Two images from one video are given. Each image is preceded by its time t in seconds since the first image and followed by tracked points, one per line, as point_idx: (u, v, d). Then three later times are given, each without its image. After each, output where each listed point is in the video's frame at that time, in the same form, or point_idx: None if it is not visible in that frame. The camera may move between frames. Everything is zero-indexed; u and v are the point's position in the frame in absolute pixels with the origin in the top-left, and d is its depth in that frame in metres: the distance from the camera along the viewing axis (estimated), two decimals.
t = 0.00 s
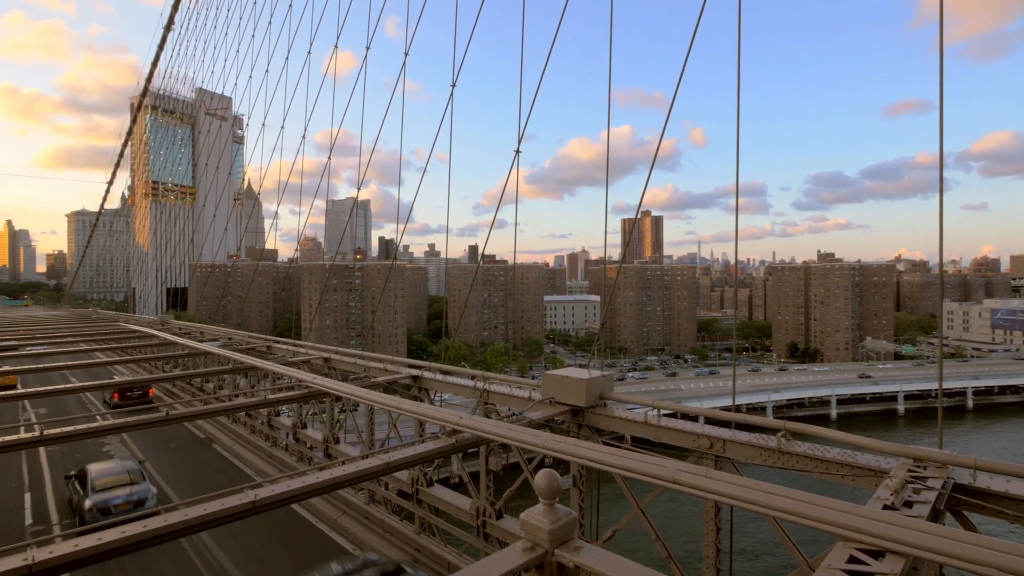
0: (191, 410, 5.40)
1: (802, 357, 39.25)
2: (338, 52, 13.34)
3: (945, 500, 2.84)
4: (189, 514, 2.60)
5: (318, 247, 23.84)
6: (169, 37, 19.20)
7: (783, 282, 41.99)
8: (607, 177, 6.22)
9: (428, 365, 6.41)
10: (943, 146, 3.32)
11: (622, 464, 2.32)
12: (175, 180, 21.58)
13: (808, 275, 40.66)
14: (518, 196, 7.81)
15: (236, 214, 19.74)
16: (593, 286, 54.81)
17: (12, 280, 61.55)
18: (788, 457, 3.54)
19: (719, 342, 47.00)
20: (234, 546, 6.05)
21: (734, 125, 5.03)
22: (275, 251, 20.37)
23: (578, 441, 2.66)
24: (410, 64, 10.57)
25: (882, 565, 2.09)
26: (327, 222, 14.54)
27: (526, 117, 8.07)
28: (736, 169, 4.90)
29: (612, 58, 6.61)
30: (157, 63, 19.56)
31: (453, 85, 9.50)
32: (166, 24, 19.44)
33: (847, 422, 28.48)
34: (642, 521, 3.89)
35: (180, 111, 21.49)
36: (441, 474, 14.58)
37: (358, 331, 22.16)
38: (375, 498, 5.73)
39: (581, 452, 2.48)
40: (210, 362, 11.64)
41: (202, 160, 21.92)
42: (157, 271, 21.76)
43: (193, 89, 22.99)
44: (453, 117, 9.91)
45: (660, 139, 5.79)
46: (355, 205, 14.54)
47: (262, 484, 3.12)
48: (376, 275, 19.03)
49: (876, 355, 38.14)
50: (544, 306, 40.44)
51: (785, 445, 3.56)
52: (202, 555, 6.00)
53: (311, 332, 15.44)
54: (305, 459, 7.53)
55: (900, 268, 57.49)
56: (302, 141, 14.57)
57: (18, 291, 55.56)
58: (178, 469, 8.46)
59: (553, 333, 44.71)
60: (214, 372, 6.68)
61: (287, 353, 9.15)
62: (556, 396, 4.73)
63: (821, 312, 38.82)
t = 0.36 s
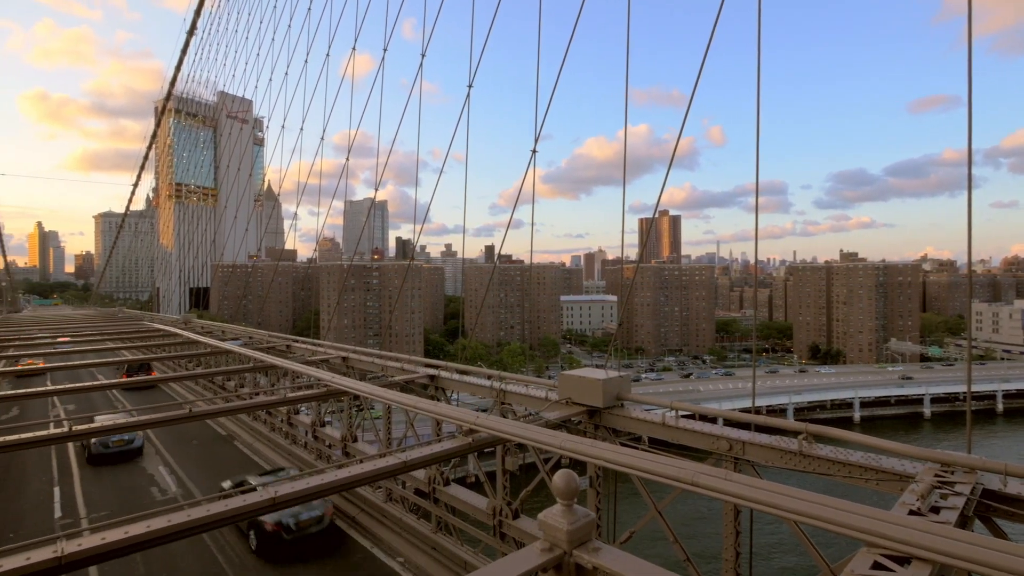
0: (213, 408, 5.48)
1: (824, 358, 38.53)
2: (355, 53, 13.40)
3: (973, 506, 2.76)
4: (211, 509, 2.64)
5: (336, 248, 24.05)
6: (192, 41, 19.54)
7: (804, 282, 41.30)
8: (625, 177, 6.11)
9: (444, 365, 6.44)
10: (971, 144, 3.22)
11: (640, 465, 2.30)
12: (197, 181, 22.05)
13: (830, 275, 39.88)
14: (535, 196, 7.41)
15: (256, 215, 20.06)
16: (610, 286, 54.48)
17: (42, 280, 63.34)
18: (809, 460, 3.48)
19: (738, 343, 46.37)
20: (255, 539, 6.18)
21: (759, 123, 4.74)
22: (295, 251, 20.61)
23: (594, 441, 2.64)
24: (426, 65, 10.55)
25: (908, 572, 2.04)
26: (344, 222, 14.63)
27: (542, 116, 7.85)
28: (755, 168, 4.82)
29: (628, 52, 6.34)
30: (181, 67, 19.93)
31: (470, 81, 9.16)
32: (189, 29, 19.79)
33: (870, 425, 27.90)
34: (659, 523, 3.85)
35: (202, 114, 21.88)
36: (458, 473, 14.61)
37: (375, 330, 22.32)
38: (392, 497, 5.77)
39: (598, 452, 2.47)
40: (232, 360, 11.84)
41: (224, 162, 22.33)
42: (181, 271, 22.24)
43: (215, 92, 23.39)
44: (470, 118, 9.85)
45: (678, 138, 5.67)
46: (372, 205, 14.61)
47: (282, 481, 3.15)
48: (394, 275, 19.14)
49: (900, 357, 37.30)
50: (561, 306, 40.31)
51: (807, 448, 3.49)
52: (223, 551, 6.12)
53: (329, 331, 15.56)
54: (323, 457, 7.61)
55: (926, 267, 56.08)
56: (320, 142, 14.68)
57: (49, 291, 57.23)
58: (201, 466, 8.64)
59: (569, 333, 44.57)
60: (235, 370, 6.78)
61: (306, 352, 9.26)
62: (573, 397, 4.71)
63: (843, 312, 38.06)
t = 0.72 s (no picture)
0: (233, 406, 5.55)
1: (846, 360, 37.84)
2: (370, 54, 13.44)
3: (1000, 511, 2.70)
4: (230, 506, 2.67)
5: (352, 248, 24.22)
6: (211, 45, 19.85)
7: (824, 283, 40.63)
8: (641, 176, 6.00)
9: (459, 364, 6.47)
10: (999, 141, 3.13)
11: (655, 466, 2.29)
12: (217, 182, 22.45)
13: (851, 275, 39.15)
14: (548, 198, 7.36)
15: (274, 216, 20.30)
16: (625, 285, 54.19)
17: (68, 280, 64.97)
18: (830, 463, 3.42)
19: (755, 344, 45.79)
20: (273, 538, 6.29)
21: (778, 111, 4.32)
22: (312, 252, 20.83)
23: (609, 441, 2.64)
24: (440, 64, 10.48)
25: None
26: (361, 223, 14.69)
27: (558, 114, 7.67)
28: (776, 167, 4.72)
29: (643, 46, 6.14)
30: (201, 70, 20.24)
31: (485, 85, 9.10)
32: (209, 33, 20.08)
33: (893, 428, 27.37)
34: (675, 524, 3.82)
35: (222, 116, 22.20)
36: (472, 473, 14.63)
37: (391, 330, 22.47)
38: (408, 496, 5.80)
39: (612, 454, 2.45)
40: (251, 359, 12.00)
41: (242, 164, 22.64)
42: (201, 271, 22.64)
43: (234, 95, 23.71)
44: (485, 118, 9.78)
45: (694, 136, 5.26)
46: (388, 206, 14.67)
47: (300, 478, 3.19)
48: (409, 275, 19.21)
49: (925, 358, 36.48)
50: (576, 306, 40.23)
51: (827, 451, 3.44)
52: (242, 546, 6.22)
53: (345, 331, 15.70)
54: (340, 455, 7.69)
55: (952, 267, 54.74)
56: (336, 143, 14.78)
57: (75, 290, 58.71)
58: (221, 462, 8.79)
59: (584, 333, 44.44)
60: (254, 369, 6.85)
61: (323, 351, 9.35)
62: (588, 397, 4.68)
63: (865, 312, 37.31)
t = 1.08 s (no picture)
0: (252, 404, 5.61)
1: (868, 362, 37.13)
2: (387, 55, 13.52)
3: None
4: (250, 503, 2.71)
5: (368, 248, 24.37)
6: (232, 49, 20.18)
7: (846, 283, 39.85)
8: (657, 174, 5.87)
9: (475, 364, 6.49)
10: None
11: (673, 468, 2.26)
12: (237, 184, 22.85)
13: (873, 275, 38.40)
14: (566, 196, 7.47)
15: (293, 216, 20.55)
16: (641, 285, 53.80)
17: (94, 280, 66.56)
18: (852, 467, 3.35)
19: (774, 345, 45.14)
20: (290, 535, 6.37)
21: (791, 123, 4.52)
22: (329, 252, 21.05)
23: (625, 442, 2.62)
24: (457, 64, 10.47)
25: None
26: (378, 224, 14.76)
27: (574, 117, 7.69)
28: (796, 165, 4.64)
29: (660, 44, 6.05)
30: (222, 73, 20.57)
31: (501, 83, 9.52)
32: (230, 36, 20.41)
33: (917, 431, 26.79)
34: (692, 526, 3.78)
35: (241, 118, 22.50)
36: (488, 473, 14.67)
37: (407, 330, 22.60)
38: (424, 495, 5.82)
39: (628, 454, 2.42)
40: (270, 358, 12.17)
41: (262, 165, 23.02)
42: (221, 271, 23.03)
43: (253, 97, 24.06)
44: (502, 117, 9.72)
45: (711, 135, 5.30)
46: (405, 206, 14.75)
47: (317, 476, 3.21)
48: (425, 276, 19.29)
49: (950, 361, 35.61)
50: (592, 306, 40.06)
51: (849, 454, 3.36)
52: (261, 541, 6.32)
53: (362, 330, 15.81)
54: (357, 454, 7.75)
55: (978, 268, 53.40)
56: (354, 144, 14.89)
57: (101, 289, 60.17)
58: (240, 460, 8.93)
59: (600, 333, 44.23)
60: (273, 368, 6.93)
61: (339, 350, 9.42)
62: (604, 398, 4.65)
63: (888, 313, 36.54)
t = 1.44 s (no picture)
0: (270, 402, 5.67)
1: (891, 363, 36.38)
2: (401, 56, 13.52)
3: None
4: (268, 500, 2.74)
5: (383, 248, 24.48)
6: (250, 52, 20.47)
7: (867, 283, 39.08)
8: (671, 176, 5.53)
9: (490, 364, 6.49)
10: None
11: (688, 469, 2.24)
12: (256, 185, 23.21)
13: (896, 275, 37.62)
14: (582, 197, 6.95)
15: (309, 217, 20.74)
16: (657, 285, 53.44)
17: (118, 280, 68.16)
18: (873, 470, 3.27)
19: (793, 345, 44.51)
20: (307, 532, 6.45)
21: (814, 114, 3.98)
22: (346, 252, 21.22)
23: (640, 443, 2.60)
24: (469, 63, 10.39)
25: None
26: (392, 224, 14.80)
27: (590, 112, 7.28)
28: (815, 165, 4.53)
29: (677, 30, 5.54)
30: (241, 76, 20.87)
31: (515, 86, 8.87)
32: (248, 40, 20.71)
33: (941, 435, 26.24)
34: (708, 528, 3.74)
35: (259, 120, 22.85)
36: (502, 473, 14.69)
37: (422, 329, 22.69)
38: (438, 493, 5.83)
39: (644, 456, 2.40)
40: (287, 356, 12.32)
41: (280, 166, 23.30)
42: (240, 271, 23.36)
43: (271, 100, 24.35)
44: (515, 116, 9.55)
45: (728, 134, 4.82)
46: (419, 207, 14.77)
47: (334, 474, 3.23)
48: (440, 275, 19.32)
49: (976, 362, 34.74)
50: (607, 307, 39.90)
51: (870, 458, 3.29)
52: (279, 537, 6.41)
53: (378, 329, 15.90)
54: (374, 453, 7.80)
55: (1006, 267, 51.97)
56: (368, 146, 14.95)
57: (124, 289, 61.53)
58: (258, 457, 9.06)
59: (616, 333, 44.03)
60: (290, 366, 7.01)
61: (355, 349, 9.48)
62: (619, 399, 4.62)
63: (911, 314, 35.75)
